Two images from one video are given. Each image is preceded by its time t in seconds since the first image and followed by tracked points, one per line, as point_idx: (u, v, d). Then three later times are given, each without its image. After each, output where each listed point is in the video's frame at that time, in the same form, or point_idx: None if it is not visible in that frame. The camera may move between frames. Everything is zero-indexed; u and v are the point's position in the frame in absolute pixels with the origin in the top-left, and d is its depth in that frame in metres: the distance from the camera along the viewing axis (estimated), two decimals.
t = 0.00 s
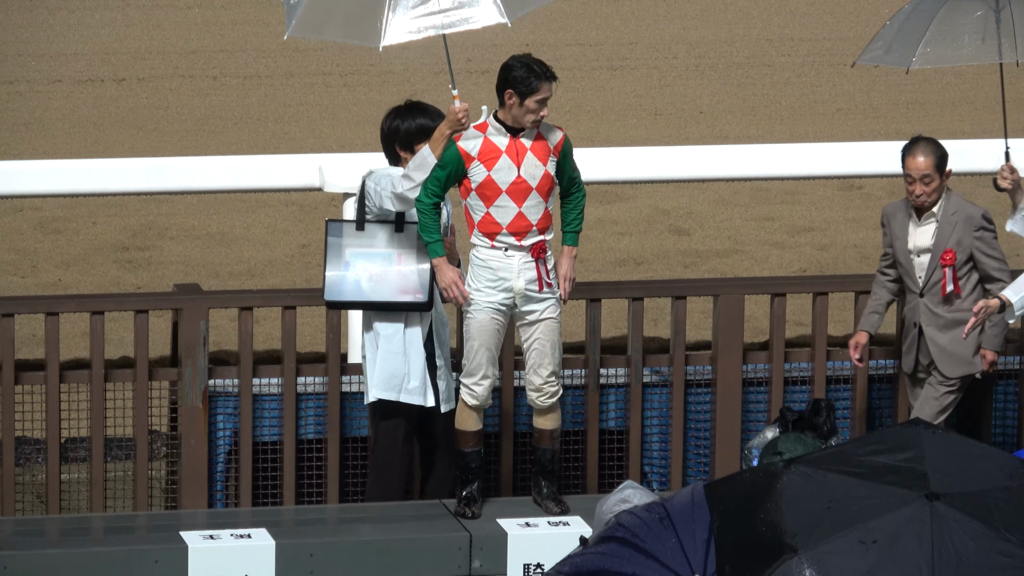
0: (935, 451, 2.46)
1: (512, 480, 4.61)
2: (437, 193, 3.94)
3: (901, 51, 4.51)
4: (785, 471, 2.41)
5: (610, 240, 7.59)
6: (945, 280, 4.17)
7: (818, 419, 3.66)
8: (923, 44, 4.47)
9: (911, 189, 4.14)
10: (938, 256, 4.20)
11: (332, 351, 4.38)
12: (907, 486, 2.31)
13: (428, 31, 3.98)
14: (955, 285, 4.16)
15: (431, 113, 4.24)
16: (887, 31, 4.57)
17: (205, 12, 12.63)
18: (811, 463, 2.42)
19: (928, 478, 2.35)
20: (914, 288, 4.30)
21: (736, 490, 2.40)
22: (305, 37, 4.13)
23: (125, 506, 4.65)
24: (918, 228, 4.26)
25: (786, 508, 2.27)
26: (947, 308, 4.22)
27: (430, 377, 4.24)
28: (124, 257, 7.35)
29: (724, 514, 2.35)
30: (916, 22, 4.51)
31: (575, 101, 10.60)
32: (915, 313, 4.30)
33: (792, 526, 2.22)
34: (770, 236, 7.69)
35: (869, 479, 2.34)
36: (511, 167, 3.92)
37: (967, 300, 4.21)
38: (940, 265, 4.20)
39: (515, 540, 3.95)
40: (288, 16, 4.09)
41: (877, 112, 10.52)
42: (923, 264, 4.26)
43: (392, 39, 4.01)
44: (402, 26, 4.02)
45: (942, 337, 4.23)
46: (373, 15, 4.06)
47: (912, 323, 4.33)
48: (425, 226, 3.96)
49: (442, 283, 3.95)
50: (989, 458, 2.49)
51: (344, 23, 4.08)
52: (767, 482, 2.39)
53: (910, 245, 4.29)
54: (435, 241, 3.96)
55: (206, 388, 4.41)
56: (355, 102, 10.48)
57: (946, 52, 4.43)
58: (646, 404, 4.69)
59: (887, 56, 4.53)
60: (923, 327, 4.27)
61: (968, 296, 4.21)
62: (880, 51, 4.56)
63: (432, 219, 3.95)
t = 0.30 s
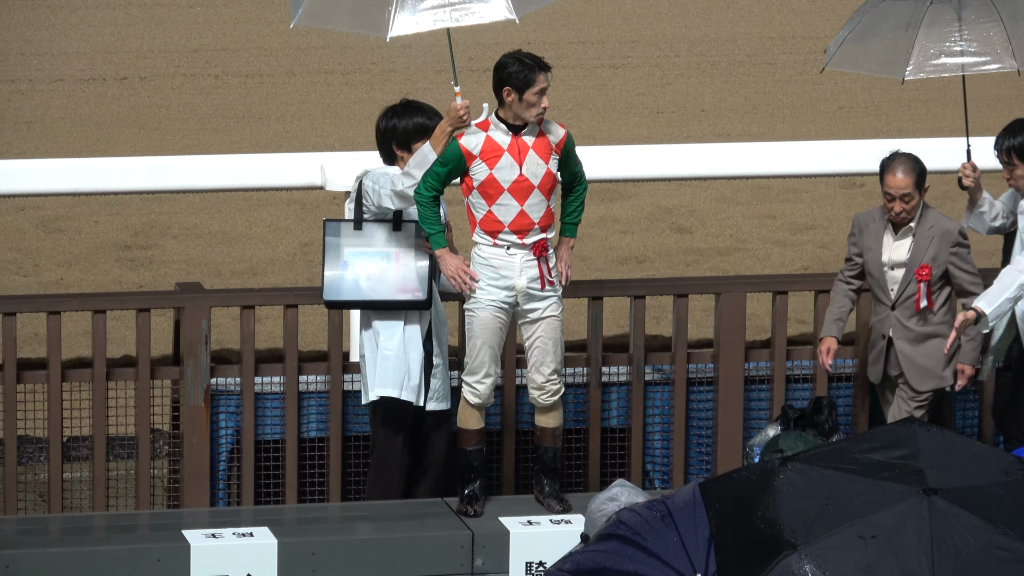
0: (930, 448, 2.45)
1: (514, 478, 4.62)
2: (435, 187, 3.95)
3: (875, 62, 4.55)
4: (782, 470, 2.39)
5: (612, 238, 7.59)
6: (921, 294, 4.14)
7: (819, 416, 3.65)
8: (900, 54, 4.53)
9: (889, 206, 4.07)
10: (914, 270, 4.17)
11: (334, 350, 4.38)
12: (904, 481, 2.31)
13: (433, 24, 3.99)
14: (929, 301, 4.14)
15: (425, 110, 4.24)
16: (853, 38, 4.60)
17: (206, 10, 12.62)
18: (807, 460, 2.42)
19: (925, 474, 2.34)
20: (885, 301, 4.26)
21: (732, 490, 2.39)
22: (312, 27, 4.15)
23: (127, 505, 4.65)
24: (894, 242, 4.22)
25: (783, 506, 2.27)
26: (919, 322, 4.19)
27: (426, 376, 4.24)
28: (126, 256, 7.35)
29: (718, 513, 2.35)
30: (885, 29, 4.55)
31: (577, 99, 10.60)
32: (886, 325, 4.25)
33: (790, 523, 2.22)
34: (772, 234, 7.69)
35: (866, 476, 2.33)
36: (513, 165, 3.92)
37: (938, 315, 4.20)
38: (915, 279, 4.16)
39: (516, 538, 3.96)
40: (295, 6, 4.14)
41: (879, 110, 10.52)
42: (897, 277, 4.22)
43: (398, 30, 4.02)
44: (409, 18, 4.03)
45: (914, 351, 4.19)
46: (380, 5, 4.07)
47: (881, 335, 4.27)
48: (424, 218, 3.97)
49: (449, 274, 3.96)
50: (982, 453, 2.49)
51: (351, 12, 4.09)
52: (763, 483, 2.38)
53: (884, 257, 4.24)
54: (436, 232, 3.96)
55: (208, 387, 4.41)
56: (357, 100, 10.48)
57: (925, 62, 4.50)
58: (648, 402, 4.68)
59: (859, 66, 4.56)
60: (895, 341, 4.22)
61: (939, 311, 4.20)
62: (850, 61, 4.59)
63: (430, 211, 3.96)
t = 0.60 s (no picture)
0: (931, 446, 2.44)
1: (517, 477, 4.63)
2: (438, 184, 3.95)
3: (859, 61, 4.57)
4: (786, 469, 2.39)
5: (615, 237, 7.59)
6: (909, 293, 4.02)
7: (823, 416, 3.52)
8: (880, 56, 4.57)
9: (879, 204, 3.95)
10: (902, 268, 4.05)
11: (338, 350, 4.38)
12: (908, 480, 2.30)
13: (451, 29, 4.01)
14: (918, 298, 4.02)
15: (429, 109, 4.23)
16: (828, 40, 4.63)
17: (209, 10, 12.63)
18: (810, 460, 2.42)
19: (929, 471, 2.33)
20: (871, 298, 4.13)
21: (734, 491, 2.38)
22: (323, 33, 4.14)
23: (131, 505, 4.65)
24: (882, 239, 4.09)
25: (788, 505, 2.27)
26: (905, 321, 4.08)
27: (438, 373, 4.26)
28: (129, 256, 7.36)
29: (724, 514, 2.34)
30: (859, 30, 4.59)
31: (580, 98, 10.60)
32: (871, 323, 4.12)
33: (797, 522, 2.22)
34: (775, 233, 7.68)
35: (871, 474, 2.33)
36: (517, 165, 3.92)
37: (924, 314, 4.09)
38: (904, 277, 4.05)
39: (520, 538, 3.96)
40: (305, 11, 4.11)
41: (882, 109, 10.50)
42: (885, 274, 4.10)
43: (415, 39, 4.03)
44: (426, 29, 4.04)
45: (898, 349, 4.08)
46: (394, 12, 4.07)
47: (865, 332, 4.14)
48: (427, 215, 3.97)
49: (455, 269, 3.97)
50: (988, 450, 2.48)
51: (365, 19, 4.10)
52: (767, 482, 2.37)
53: (872, 255, 4.11)
54: (440, 229, 3.97)
55: (212, 386, 4.41)
56: (359, 100, 10.48)
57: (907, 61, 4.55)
58: (651, 401, 4.68)
59: (840, 66, 4.58)
60: (881, 339, 4.10)
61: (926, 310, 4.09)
62: (828, 63, 4.61)
63: (434, 209, 3.96)
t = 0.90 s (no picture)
0: (932, 444, 2.44)
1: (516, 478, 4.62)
2: (437, 187, 3.95)
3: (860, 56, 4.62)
4: (786, 470, 2.39)
5: (613, 237, 7.59)
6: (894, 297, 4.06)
7: (821, 415, 3.48)
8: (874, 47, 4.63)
9: (864, 210, 4.00)
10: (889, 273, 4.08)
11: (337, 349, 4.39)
12: (907, 480, 2.30)
13: (445, 31, 3.99)
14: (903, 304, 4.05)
15: (430, 106, 4.24)
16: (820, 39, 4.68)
17: (208, 10, 12.61)
18: (811, 460, 2.42)
19: (929, 472, 2.33)
20: (856, 299, 4.18)
21: (736, 492, 2.38)
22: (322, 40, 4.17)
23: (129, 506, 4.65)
24: (868, 242, 4.14)
25: (792, 507, 2.28)
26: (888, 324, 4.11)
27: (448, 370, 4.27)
28: (127, 256, 7.36)
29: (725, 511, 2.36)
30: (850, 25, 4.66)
31: (579, 98, 10.60)
32: (852, 323, 4.17)
33: (798, 524, 2.23)
34: (773, 233, 7.68)
35: (871, 474, 2.33)
36: (514, 165, 3.92)
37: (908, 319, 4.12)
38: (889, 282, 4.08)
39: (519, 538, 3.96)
40: (303, 19, 4.15)
41: (880, 108, 10.51)
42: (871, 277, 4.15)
43: (413, 40, 4.02)
44: (422, 27, 4.02)
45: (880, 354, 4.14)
46: (392, 14, 4.08)
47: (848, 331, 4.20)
48: (426, 219, 3.96)
49: (452, 271, 3.96)
50: (990, 451, 2.47)
51: (362, 23, 4.11)
52: (768, 482, 2.38)
53: (859, 257, 4.16)
54: (439, 232, 3.96)
55: (210, 386, 4.41)
56: (358, 100, 10.48)
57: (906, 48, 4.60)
58: (649, 401, 4.68)
59: (841, 62, 4.63)
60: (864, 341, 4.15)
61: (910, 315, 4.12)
62: (826, 60, 4.65)
63: (433, 211, 3.95)
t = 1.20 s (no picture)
0: (935, 447, 2.45)
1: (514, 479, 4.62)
2: (435, 190, 3.95)
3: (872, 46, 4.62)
4: (786, 467, 2.39)
5: (612, 239, 7.60)
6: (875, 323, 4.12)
7: (819, 417, 3.48)
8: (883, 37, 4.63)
9: (842, 238, 4.03)
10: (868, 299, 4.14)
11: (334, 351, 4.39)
12: (905, 481, 2.30)
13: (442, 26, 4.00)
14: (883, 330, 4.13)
15: (430, 107, 4.24)
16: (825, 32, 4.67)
17: (206, 11, 12.62)
18: (812, 458, 2.42)
19: (927, 473, 2.33)
20: (833, 326, 4.22)
21: (734, 493, 2.38)
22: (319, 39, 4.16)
23: (127, 506, 4.65)
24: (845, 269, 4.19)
25: (789, 504, 2.28)
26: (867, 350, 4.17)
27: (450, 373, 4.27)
28: (125, 256, 7.36)
29: (724, 510, 2.36)
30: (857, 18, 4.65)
31: (577, 99, 10.61)
32: (830, 350, 4.21)
33: (793, 522, 2.23)
34: (771, 234, 7.69)
35: (869, 474, 2.33)
36: (512, 166, 3.92)
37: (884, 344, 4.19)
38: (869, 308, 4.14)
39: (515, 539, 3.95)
40: (299, 18, 4.13)
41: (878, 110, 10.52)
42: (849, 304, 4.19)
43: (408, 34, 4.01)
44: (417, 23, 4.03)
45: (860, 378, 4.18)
46: (386, 10, 4.07)
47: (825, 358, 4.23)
48: (425, 222, 3.97)
49: (451, 276, 3.97)
50: (991, 453, 2.47)
51: (358, 21, 4.10)
52: (767, 478, 2.38)
53: (835, 283, 4.21)
54: (438, 236, 3.98)
55: (208, 386, 4.41)
56: (356, 101, 10.49)
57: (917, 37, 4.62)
58: (647, 402, 4.69)
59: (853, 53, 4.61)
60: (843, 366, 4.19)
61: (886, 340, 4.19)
62: (835, 51, 4.64)
63: (432, 216, 3.96)
